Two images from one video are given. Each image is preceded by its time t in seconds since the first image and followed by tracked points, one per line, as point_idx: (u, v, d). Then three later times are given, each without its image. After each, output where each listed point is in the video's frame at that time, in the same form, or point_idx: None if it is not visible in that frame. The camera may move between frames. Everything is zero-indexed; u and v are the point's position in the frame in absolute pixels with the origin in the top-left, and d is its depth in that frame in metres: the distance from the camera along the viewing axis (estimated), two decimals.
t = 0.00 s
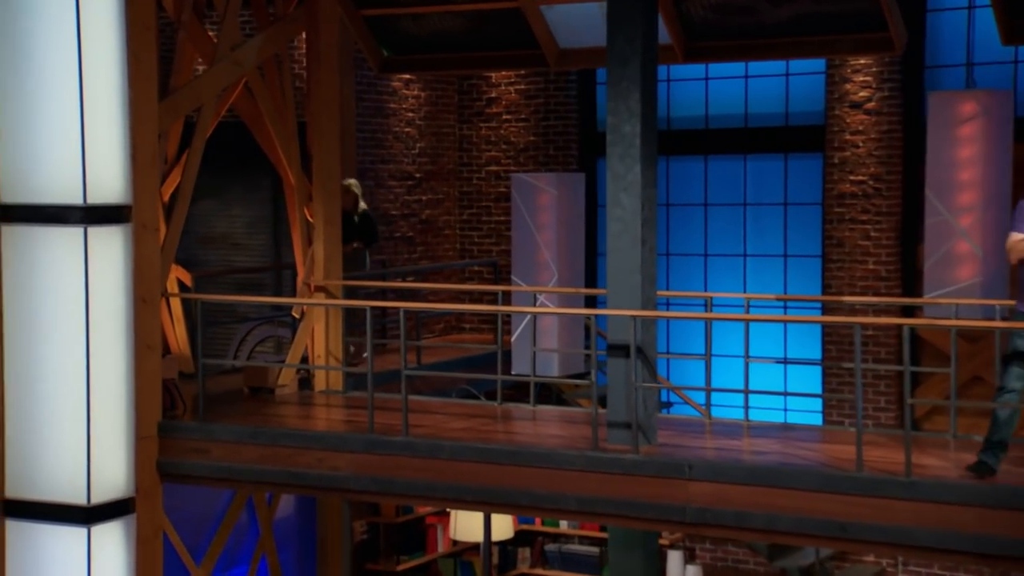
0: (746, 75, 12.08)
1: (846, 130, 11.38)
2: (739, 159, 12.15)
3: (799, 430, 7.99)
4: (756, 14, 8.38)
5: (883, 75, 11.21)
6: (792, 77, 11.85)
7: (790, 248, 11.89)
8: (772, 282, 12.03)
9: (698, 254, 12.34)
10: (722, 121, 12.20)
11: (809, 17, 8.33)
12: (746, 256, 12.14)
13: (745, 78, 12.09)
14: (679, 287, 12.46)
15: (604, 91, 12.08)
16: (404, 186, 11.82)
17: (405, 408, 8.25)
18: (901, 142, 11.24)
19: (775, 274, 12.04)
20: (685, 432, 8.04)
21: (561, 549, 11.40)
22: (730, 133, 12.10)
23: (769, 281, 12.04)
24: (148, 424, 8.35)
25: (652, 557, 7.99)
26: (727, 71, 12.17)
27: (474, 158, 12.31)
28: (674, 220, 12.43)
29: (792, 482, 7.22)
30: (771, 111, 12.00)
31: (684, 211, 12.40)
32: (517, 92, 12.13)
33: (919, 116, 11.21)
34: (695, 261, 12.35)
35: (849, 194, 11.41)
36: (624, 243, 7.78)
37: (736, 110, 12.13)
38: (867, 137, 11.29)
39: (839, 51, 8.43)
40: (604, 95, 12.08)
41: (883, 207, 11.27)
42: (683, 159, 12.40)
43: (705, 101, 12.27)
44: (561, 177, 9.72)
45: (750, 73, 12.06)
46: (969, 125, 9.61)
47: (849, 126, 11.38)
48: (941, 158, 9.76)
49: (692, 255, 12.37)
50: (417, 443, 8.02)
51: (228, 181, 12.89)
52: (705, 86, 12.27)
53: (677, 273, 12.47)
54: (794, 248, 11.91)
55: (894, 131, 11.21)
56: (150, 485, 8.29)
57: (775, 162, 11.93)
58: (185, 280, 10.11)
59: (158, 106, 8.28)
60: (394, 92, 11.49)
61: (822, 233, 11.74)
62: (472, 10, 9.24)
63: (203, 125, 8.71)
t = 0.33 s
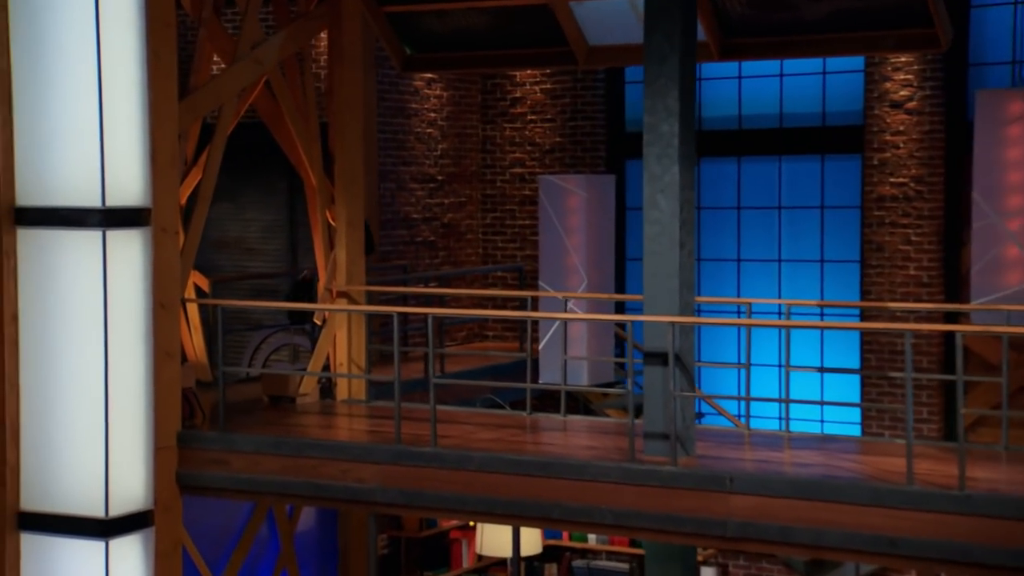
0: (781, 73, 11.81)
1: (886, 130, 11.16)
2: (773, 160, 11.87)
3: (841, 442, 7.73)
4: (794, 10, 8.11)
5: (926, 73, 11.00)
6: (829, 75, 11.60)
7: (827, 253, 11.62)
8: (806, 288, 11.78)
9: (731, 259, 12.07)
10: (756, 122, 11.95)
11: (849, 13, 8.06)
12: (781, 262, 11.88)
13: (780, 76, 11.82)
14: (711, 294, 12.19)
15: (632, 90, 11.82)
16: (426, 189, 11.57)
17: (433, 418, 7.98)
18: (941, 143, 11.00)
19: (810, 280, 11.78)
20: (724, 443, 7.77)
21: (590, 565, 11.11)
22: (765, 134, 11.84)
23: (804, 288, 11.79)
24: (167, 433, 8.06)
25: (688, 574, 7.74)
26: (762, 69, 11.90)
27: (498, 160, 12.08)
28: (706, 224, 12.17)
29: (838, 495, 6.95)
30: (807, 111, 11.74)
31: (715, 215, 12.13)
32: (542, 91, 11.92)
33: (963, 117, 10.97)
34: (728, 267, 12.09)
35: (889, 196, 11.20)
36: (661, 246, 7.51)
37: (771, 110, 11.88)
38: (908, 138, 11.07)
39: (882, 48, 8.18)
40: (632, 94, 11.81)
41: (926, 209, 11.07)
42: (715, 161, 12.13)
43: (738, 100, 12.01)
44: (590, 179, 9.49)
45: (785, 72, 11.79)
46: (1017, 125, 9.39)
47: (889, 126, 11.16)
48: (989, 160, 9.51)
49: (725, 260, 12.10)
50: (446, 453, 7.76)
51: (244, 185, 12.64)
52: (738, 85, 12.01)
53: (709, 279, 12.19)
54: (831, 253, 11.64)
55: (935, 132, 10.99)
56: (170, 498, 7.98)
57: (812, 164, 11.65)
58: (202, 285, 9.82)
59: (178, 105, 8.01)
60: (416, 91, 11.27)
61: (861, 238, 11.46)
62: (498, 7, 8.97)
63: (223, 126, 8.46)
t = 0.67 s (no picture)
0: (816, 71, 11.51)
1: (928, 131, 10.92)
2: (809, 161, 11.57)
3: (885, 455, 7.45)
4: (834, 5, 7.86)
5: (969, 71, 10.77)
6: (866, 73, 11.31)
7: (864, 257, 11.35)
8: (844, 294, 11.50)
9: (765, 264, 11.77)
10: (790, 121, 11.62)
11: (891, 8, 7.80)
12: (816, 267, 11.59)
13: (815, 74, 11.52)
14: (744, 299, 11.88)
15: (661, 88, 11.56)
16: (447, 191, 11.28)
17: (461, 427, 7.71)
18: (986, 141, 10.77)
19: (847, 286, 11.51)
20: (764, 454, 7.48)
21: None
22: (800, 134, 11.51)
23: (843, 293, 11.51)
24: (185, 442, 7.76)
25: None
26: (797, 67, 11.58)
27: (521, 161, 11.86)
28: (740, 228, 11.86)
29: (886, 510, 6.67)
30: (844, 110, 11.43)
31: (748, 219, 11.80)
32: (568, 90, 11.72)
33: (1009, 117, 10.70)
34: (762, 272, 11.79)
35: (931, 198, 10.96)
36: (699, 250, 7.23)
37: (806, 108, 11.56)
38: (951, 138, 10.83)
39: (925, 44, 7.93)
40: (661, 93, 11.56)
41: (967, 212, 10.86)
42: (748, 162, 11.80)
43: (772, 98, 11.68)
44: (619, 180, 9.18)
45: (821, 69, 11.49)
46: None
47: (930, 126, 10.92)
48: None
49: (758, 265, 11.79)
50: (476, 464, 7.50)
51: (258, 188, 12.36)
52: (772, 83, 11.68)
53: (742, 284, 11.87)
54: (868, 257, 11.37)
55: (980, 130, 10.76)
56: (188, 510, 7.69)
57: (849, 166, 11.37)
58: (218, 290, 9.56)
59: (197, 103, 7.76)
60: (439, 91, 11.04)
61: (903, 237, 11.18)
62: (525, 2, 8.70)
63: (242, 126, 8.19)
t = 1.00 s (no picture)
0: (854, 67, 11.27)
1: (971, 129, 10.67)
2: (847, 160, 11.34)
3: (931, 465, 7.21)
4: None
5: (1013, 67, 10.47)
6: (906, 69, 11.07)
7: (904, 259, 11.05)
8: (883, 298, 11.18)
9: (799, 267, 11.50)
10: (824, 120, 11.39)
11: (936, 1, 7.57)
12: (854, 270, 11.31)
13: (854, 69, 11.27)
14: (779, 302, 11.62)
15: (691, 85, 11.35)
16: (471, 191, 11.17)
17: (492, 435, 7.46)
18: None
19: (887, 289, 11.20)
20: (805, 464, 7.23)
21: None
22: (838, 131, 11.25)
23: (882, 297, 11.19)
24: (207, 451, 7.50)
25: None
26: (833, 62, 11.34)
27: (547, 160, 11.65)
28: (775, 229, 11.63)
29: (939, 522, 6.42)
30: (881, 108, 11.21)
31: (784, 219, 11.57)
32: (595, 88, 11.48)
33: None
34: (797, 275, 11.51)
35: (974, 199, 10.68)
36: (739, 251, 6.99)
37: (844, 105, 11.33)
38: (995, 136, 10.56)
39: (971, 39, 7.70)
40: (691, 90, 11.35)
41: (1012, 213, 10.53)
42: (785, 161, 11.59)
43: (808, 96, 11.46)
44: (651, 180, 8.97)
45: (859, 65, 11.24)
46: None
47: (974, 124, 10.66)
48: None
49: (793, 267, 11.53)
50: (508, 474, 7.25)
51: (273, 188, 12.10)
52: (807, 79, 11.46)
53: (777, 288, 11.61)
54: (908, 259, 11.08)
55: None
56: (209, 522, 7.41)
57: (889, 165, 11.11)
58: (237, 294, 9.30)
59: (219, 100, 7.53)
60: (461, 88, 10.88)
61: (943, 239, 10.91)
62: None
63: (263, 125, 7.96)
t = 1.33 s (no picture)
0: (887, 62, 11.03)
1: (1010, 126, 10.42)
2: (879, 159, 11.07)
3: (973, 475, 6.96)
4: None
5: None
6: (942, 64, 10.81)
7: (940, 261, 10.80)
8: (918, 302, 10.91)
9: (831, 269, 11.20)
10: (857, 117, 11.13)
11: None
12: (887, 273, 11.03)
13: (887, 65, 11.03)
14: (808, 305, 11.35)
15: (717, 80, 11.19)
16: (489, 191, 10.94)
17: (518, 443, 7.21)
18: None
19: (921, 292, 10.95)
20: (843, 473, 6.98)
21: None
22: (870, 128, 11.03)
23: (915, 300, 10.92)
24: (221, 460, 7.26)
25: None
26: (864, 57, 11.11)
27: (567, 160, 11.50)
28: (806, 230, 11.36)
29: (987, 533, 6.16)
30: (916, 105, 10.95)
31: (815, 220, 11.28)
32: (618, 84, 11.32)
33: None
34: (827, 277, 11.21)
35: (1013, 199, 10.44)
36: (774, 253, 6.72)
37: (877, 102, 11.09)
38: None
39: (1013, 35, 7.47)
40: (717, 85, 11.18)
41: None
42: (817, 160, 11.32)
43: (839, 93, 11.20)
44: (679, 179, 8.82)
45: (893, 60, 11.00)
46: None
47: (1014, 121, 10.41)
48: None
49: (824, 270, 11.23)
50: (534, 484, 7.02)
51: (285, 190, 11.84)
52: (839, 75, 11.21)
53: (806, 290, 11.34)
54: (944, 261, 10.82)
55: None
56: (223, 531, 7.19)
57: (924, 163, 10.85)
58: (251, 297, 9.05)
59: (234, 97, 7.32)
60: (479, 84, 10.67)
61: (980, 242, 10.68)
62: None
63: (279, 122, 7.72)
